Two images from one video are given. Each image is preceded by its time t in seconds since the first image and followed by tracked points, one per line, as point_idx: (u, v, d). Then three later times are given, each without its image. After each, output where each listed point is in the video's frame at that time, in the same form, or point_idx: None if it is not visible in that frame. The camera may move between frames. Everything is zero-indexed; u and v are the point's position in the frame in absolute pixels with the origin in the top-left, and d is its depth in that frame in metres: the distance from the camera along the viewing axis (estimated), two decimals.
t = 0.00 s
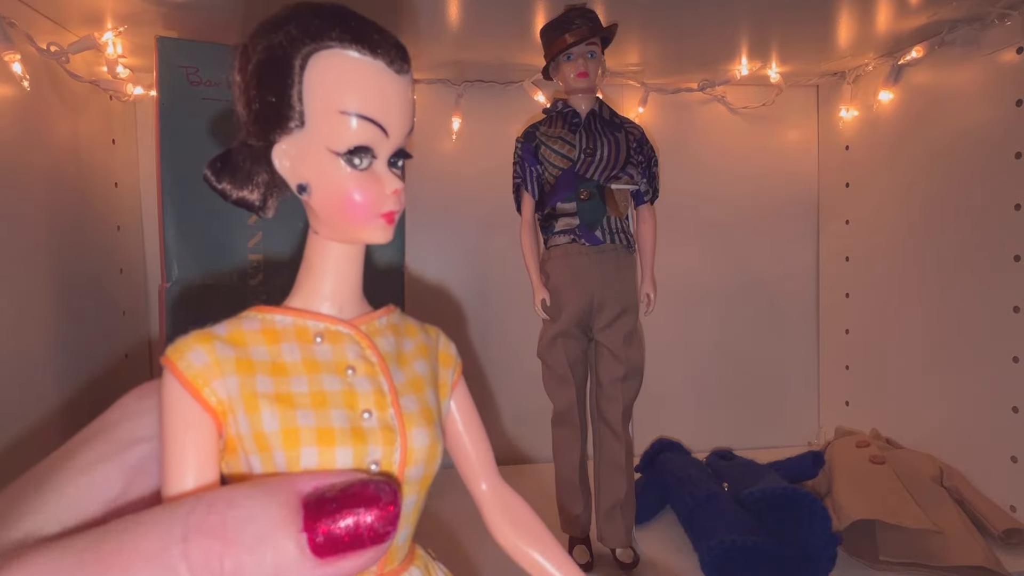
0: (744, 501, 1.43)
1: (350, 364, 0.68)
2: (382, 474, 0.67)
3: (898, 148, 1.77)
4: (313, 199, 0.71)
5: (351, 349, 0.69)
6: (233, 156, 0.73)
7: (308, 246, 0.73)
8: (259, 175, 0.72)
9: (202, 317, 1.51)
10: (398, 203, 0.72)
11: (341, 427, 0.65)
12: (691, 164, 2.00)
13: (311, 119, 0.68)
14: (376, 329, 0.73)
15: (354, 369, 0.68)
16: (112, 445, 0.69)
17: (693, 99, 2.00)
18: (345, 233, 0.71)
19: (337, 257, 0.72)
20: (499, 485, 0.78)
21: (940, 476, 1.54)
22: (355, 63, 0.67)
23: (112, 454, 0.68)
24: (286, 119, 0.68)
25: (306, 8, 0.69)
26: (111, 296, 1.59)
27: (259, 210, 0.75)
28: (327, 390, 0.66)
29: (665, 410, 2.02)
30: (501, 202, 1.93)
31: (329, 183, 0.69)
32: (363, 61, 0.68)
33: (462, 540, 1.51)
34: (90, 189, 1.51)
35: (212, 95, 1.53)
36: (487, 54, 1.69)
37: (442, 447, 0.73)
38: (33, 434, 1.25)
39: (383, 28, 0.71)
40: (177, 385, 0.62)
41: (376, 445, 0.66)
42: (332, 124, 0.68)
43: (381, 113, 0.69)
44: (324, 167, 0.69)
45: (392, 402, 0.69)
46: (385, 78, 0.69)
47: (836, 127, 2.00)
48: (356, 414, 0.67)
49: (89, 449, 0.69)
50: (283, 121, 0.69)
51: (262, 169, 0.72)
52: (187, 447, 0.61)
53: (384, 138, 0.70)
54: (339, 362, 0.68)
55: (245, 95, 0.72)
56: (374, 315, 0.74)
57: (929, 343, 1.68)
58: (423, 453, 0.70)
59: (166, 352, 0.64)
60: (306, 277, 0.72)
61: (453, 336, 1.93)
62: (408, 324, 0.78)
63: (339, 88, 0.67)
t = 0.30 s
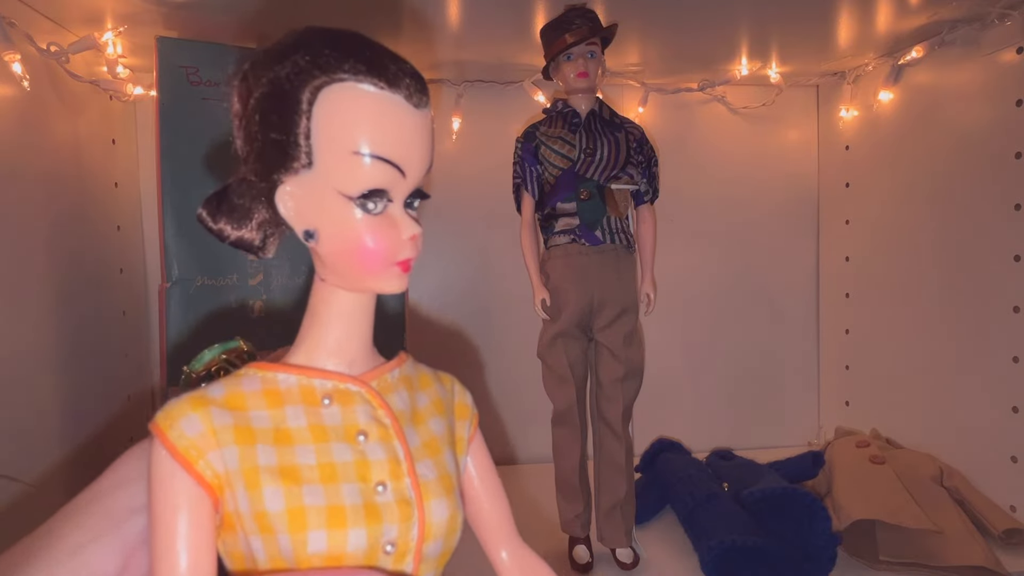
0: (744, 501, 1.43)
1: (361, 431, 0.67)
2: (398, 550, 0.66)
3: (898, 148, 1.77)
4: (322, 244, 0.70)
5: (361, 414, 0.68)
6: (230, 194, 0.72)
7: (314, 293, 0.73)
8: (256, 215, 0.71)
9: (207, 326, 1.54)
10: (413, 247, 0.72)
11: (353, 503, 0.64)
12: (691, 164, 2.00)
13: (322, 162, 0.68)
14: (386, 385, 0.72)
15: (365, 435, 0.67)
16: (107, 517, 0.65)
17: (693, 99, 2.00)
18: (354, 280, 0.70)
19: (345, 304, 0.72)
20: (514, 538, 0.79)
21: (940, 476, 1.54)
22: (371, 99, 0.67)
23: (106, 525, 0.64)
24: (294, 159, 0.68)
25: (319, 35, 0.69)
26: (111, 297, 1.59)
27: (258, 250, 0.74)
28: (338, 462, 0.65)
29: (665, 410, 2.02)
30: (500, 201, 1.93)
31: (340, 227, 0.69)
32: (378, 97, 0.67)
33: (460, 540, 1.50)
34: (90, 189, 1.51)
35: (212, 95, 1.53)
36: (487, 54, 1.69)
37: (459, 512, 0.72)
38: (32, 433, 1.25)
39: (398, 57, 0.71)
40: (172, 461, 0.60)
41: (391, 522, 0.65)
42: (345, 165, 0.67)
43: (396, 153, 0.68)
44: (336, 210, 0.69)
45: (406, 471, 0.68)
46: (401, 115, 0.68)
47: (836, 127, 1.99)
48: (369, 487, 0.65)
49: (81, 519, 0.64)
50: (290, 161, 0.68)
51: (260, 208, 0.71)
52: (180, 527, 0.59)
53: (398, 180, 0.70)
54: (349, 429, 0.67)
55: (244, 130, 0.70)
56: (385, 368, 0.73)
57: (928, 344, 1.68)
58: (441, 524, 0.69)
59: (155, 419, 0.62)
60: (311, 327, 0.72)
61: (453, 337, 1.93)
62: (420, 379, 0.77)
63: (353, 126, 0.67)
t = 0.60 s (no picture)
0: (744, 501, 1.43)
1: (352, 462, 0.67)
2: None
3: (898, 148, 1.77)
4: (313, 263, 0.70)
5: (349, 446, 0.67)
6: (210, 209, 0.73)
7: (301, 315, 0.72)
8: (235, 233, 0.73)
9: (207, 326, 1.54)
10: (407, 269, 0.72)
11: (344, 542, 0.64)
12: (691, 163, 2.00)
13: (315, 179, 0.67)
14: (375, 412, 0.72)
15: (356, 466, 0.66)
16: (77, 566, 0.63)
17: (693, 99, 2.00)
18: (346, 302, 0.70)
19: (333, 326, 0.71)
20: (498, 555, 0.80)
21: (940, 476, 1.54)
22: (368, 114, 0.67)
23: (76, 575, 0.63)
24: (284, 174, 0.68)
25: (314, 47, 0.68)
26: (111, 297, 1.59)
27: (239, 268, 0.75)
28: (328, 497, 0.64)
29: (664, 410, 2.02)
30: (500, 201, 1.93)
31: (332, 247, 0.69)
32: (374, 111, 0.67)
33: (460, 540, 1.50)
34: (90, 189, 1.51)
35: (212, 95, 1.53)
36: (487, 54, 1.69)
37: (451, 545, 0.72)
38: (32, 434, 1.25)
39: (396, 71, 0.71)
40: (147, 498, 0.59)
41: (384, 559, 0.65)
42: (337, 183, 0.67)
43: (390, 170, 0.68)
44: (330, 228, 0.68)
45: (398, 506, 0.68)
46: (397, 131, 0.68)
47: (836, 127, 1.99)
48: (360, 522, 0.65)
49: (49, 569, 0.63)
50: (279, 176, 0.68)
51: (242, 224, 0.73)
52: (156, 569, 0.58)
53: (393, 198, 0.69)
54: (339, 461, 0.66)
55: (229, 143, 0.71)
56: (374, 395, 0.73)
57: (928, 343, 1.69)
58: (434, 559, 0.69)
59: (127, 452, 0.61)
60: (297, 350, 0.71)
61: (452, 337, 1.93)
62: (409, 406, 0.77)
63: (347, 142, 0.67)
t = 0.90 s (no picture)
0: (744, 501, 1.43)
1: (336, 467, 0.65)
2: None
3: (898, 147, 1.77)
4: (293, 261, 0.70)
5: (334, 450, 0.66)
6: (200, 208, 0.73)
7: (290, 315, 0.72)
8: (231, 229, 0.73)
9: (207, 326, 1.54)
10: (390, 266, 0.70)
11: (320, 550, 0.63)
12: (691, 163, 2.00)
13: (288, 177, 0.67)
14: (367, 415, 0.70)
15: (339, 472, 0.65)
16: (47, 560, 0.61)
17: (693, 99, 2.00)
18: (329, 301, 0.69)
19: (320, 326, 0.71)
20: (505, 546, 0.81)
21: (940, 476, 1.54)
22: (336, 105, 0.66)
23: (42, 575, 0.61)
24: (259, 174, 0.68)
25: (293, 38, 0.68)
26: (111, 296, 1.59)
27: (234, 266, 0.75)
28: (308, 504, 0.63)
29: (664, 409, 2.03)
30: (500, 201, 1.93)
31: (311, 245, 0.68)
32: (345, 103, 0.66)
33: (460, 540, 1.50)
34: (90, 189, 1.51)
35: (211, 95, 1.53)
36: (487, 54, 1.69)
37: (440, 552, 0.71)
38: (32, 434, 1.25)
39: (371, 60, 0.70)
40: (128, 499, 0.59)
41: (363, 568, 0.64)
42: (310, 180, 0.67)
43: (363, 164, 0.67)
44: (307, 226, 0.68)
45: (382, 513, 0.66)
46: (369, 122, 0.67)
47: (836, 127, 1.99)
48: (340, 529, 0.64)
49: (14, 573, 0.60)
50: (255, 175, 0.68)
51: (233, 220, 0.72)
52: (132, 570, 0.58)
53: (370, 191, 0.68)
54: (323, 466, 0.65)
55: (215, 142, 0.72)
56: (366, 395, 0.72)
57: (928, 343, 1.69)
58: (419, 567, 0.68)
59: (114, 453, 0.61)
60: (287, 352, 0.71)
61: (452, 337, 1.93)
62: (405, 405, 0.75)
63: (317, 135, 0.66)
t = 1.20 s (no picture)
0: (744, 501, 1.43)
1: (364, 455, 0.67)
2: None
3: (898, 148, 1.77)
4: (323, 267, 0.73)
5: (365, 438, 0.68)
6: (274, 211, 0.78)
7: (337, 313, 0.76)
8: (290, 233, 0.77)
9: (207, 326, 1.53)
10: (412, 261, 0.70)
11: (334, 532, 0.66)
12: (691, 164, 2.00)
13: (308, 183, 0.71)
14: (408, 407, 0.71)
15: (366, 460, 0.67)
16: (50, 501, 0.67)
17: (693, 99, 2.00)
18: (356, 299, 0.71)
19: (357, 322, 0.73)
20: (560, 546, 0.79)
21: (940, 476, 1.54)
22: (343, 113, 0.68)
23: (42, 532, 0.66)
24: (288, 184, 0.73)
25: (315, 52, 0.71)
26: (111, 296, 1.59)
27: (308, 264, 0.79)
28: (330, 489, 0.66)
29: (664, 410, 2.02)
30: (500, 201, 1.93)
31: (335, 246, 0.71)
32: (348, 108, 0.68)
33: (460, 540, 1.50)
34: (90, 189, 1.51)
35: (212, 95, 1.52)
36: (487, 54, 1.69)
37: (462, 548, 0.70)
38: (31, 435, 1.24)
39: (376, 62, 0.70)
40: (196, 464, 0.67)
41: (373, 554, 0.66)
42: (324, 185, 0.69)
43: (375, 167, 0.69)
44: (327, 229, 0.71)
45: (400, 504, 0.67)
46: (376, 126, 0.68)
47: (836, 127, 1.99)
48: (358, 515, 0.66)
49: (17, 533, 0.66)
50: (286, 184, 0.73)
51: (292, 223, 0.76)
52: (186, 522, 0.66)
53: (380, 190, 0.69)
54: (353, 453, 0.68)
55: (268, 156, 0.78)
56: (414, 386, 0.73)
57: (928, 343, 1.69)
58: (433, 560, 0.68)
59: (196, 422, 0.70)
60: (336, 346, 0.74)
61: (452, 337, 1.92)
62: (458, 397, 0.75)
63: (329, 144, 0.68)
